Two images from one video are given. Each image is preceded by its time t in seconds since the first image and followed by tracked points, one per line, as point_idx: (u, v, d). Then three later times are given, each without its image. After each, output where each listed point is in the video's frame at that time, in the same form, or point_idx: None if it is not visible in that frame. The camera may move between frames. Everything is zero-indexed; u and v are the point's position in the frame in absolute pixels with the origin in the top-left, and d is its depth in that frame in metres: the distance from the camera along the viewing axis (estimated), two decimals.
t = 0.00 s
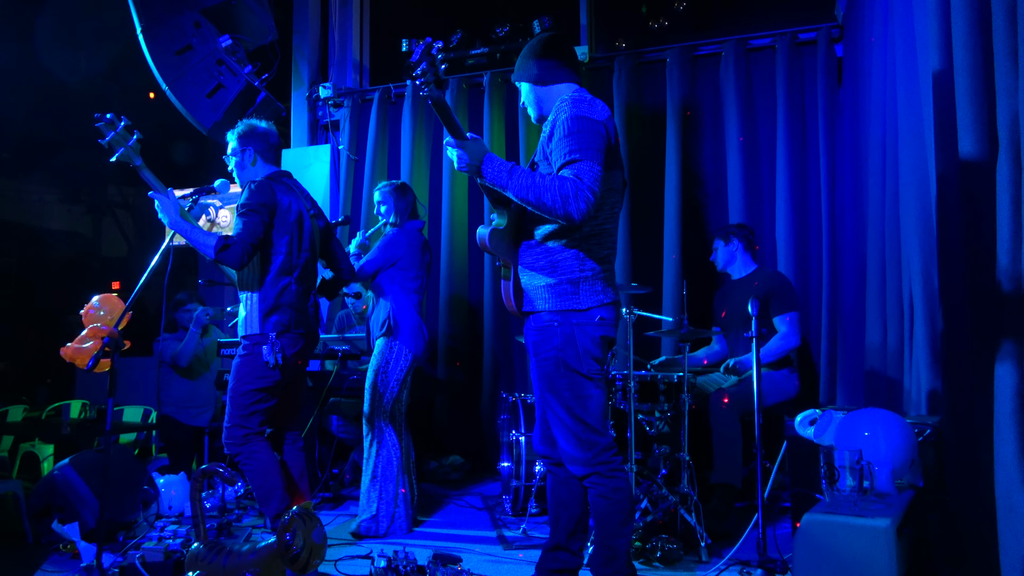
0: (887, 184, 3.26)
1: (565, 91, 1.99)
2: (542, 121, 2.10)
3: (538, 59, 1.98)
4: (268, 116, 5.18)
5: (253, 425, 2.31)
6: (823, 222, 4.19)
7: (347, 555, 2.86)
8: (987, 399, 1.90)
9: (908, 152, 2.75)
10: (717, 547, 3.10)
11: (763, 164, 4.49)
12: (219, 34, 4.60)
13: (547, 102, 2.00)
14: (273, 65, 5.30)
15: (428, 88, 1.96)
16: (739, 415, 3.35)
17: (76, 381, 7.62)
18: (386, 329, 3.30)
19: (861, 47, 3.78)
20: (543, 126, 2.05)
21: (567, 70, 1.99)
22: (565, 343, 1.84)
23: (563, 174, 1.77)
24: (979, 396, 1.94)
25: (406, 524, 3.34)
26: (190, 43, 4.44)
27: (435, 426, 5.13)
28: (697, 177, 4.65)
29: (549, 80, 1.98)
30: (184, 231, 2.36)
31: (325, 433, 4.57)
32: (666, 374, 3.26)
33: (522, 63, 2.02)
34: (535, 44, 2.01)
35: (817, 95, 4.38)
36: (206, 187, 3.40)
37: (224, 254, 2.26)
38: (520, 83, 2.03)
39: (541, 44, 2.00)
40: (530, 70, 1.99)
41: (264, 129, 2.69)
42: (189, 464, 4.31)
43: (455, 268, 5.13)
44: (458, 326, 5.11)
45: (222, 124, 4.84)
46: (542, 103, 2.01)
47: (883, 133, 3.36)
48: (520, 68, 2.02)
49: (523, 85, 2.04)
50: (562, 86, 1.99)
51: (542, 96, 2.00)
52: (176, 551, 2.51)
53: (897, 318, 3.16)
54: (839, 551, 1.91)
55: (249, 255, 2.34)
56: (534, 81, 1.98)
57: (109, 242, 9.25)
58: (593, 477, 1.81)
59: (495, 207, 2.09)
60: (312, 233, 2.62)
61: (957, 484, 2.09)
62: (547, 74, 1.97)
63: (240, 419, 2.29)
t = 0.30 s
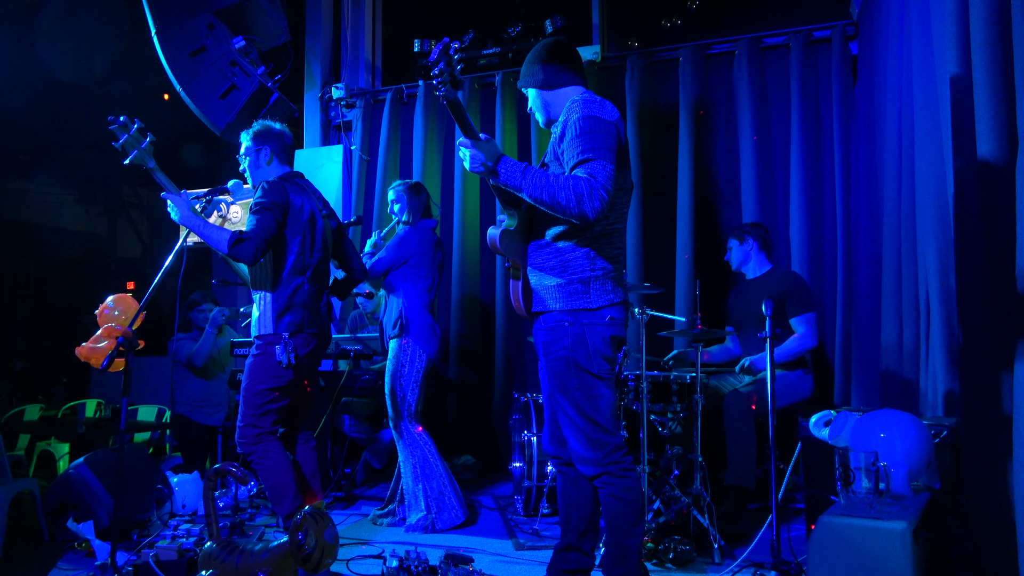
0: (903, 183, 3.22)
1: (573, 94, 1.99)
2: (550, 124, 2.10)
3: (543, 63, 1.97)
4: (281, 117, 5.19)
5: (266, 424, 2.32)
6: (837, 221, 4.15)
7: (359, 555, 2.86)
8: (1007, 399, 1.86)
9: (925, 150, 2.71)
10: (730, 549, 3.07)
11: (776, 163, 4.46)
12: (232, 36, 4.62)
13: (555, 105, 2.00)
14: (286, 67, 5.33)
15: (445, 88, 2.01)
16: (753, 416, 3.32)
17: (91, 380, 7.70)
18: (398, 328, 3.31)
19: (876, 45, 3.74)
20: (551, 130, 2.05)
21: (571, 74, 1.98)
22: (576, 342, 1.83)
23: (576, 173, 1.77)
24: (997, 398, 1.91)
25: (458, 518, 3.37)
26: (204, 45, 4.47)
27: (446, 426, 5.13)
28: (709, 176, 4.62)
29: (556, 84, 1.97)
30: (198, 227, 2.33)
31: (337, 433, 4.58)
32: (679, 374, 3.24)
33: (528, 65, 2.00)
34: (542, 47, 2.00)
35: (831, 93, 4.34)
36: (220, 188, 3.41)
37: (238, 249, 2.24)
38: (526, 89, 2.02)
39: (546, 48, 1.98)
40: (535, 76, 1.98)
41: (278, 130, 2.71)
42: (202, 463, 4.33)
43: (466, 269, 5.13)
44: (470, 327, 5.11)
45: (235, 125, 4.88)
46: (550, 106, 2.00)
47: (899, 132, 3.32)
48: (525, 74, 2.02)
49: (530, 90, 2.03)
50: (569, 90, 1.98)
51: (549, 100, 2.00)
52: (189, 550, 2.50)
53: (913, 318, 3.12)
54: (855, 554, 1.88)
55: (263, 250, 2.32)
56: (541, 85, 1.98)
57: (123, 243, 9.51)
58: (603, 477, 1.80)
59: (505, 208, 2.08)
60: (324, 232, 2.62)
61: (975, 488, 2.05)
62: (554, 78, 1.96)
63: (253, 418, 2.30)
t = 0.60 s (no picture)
0: (904, 186, 3.23)
1: (569, 98, 1.99)
2: (546, 128, 2.10)
3: (540, 68, 1.97)
4: (284, 115, 5.10)
5: (267, 423, 2.32)
6: (839, 224, 4.15)
7: (358, 554, 2.86)
8: (1008, 403, 1.85)
9: (928, 153, 2.72)
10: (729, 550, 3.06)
11: (778, 165, 4.46)
12: (235, 34, 4.63)
13: (551, 109, 2.00)
14: (288, 65, 5.33)
15: (448, 90, 2.03)
16: (753, 418, 3.32)
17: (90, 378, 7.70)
18: (405, 323, 3.32)
19: (879, 47, 3.74)
20: (547, 134, 2.05)
21: (568, 79, 1.99)
22: (576, 342, 1.83)
23: (577, 173, 1.77)
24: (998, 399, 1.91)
25: (460, 525, 3.36)
26: (206, 43, 4.50)
27: (446, 426, 5.13)
28: (711, 178, 4.62)
29: (553, 88, 1.98)
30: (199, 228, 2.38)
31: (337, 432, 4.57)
32: (679, 375, 3.24)
33: (524, 69, 2.01)
34: (538, 50, 2.00)
35: (834, 95, 4.34)
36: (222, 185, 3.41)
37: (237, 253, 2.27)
38: (522, 93, 2.03)
39: (542, 52, 1.98)
40: (531, 81, 1.99)
41: (280, 128, 2.71)
42: (202, 461, 4.33)
43: (467, 269, 5.13)
44: (470, 327, 5.11)
45: (238, 124, 4.81)
46: (546, 110, 2.01)
47: (901, 135, 3.32)
48: (521, 78, 2.02)
49: (526, 95, 2.04)
50: (566, 94, 1.99)
51: (545, 104, 2.00)
52: (189, 548, 2.50)
53: (914, 320, 3.12)
54: (855, 556, 1.88)
55: (262, 253, 2.34)
56: (537, 89, 1.98)
57: (124, 241, 9.34)
58: (602, 477, 1.80)
59: (504, 209, 2.08)
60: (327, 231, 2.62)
61: (975, 491, 2.05)
62: (550, 83, 1.97)
63: (255, 416, 2.30)
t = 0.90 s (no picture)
0: (889, 186, 3.26)
1: (549, 100, 2.00)
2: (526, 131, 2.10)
3: (520, 71, 1.97)
4: (270, 114, 5.10)
5: (253, 424, 2.29)
6: (824, 223, 4.18)
7: (345, 555, 2.84)
8: (992, 400, 1.86)
9: (912, 153, 2.74)
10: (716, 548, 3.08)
11: (765, 165, 4.48)
12: (220, 31, 4.58)
13: (532, 111, 2.01)
14: (274, 63, 5.28)
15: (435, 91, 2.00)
16: (739, 416, 3.34)
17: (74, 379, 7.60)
18: (398, 322, 3.29)
19: (864, 48, 3.77)
20: (528, 136, 2.06)
21: (548, 82, 2.00)
22: (560, 341, 1.82)
23: (563, 171, 1.78)
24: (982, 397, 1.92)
25: (447, 525, 3.33)
26: (191, 41, 4.44)
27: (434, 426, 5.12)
28: (698, 178, 4.64)
29: (533, 90, 1.98)
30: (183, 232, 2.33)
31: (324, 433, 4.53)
32: (666, 375, 3.24)
33: (503, 72, 2.01)
34: (518, 52, 2.01)
35: (819, 95, 4.37)
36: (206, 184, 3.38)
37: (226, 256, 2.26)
38: (502, 96, 2.02)
39: (522, 56, 1.98)
40: (512, 83, 1.98)
41: (264, 126, 2.68)
42: (187, 463, 4.28)
43: (454, 268, 5.12)
44: (458, 327, 5.10)
45: (223, 121, 4.78)
46: (527, 113, 2.01)
47: (886, 135, 3.35)
48: (501, 80, 2.01)
49: (505, 98, 2.03)
50: (546, 96, 2.00)
51: (526, 106, 2.00)
52: (173, 550, 2.47)
53: (899, 319, 3.15)
54: (840, 553, 1.89)
55: (250, 256, 2.34)
56: (518, 91, 1.98)
57: (107, 240, 9.30)
58: (585, 477, 1.79)
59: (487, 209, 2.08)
60: (313, 231, 2.60)
61: (960, 488, 2.07)
62: (531, 85, 1.97)
63: (240, 417, 2.28)
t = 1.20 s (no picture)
0: (892, 185, 3.25)
1: (547, 100, 2.01)
2: (524, 131, 2.11)
3: (516, 72, 1.97)
4: (270, 113, 5.10)
5: (255, 423, 2.30)
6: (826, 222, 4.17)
7: (347, 555, 2.84)
8: (996, 399, 1.85)
9: (914, 152, 2.73)
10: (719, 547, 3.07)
11: (766, 163, 4.47)
12: (220, 31, 4.58)
13: (530, 111, 2.01)
14: (275, 63, 5.28)
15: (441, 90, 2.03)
16: (739, 415, 3.34)
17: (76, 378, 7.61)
18: (401, 321, 3.29)
19: (866, 46, 3.76)
20: (526, 137, 2.06)
21: (545, 83, 2.00)
22: (556, 340, 1.83)
23: (565, 169, 1.78)
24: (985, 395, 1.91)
25: (450, 524, 3.34)
26: (191, 40, 4.45)
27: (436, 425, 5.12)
28: (699, 176, 4.63)
29: (530, 90, 1.98)
30: (202, 247, 2.40)
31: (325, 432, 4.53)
32: (668, 373, 3.24)
33: (499, 72, 2.01)
34: (514, 53, 2.01)
35: (821, 93, 4.35)
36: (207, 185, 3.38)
37: (241, 261, 2.28)
38: (500, 97, 2.02)
39: (517, 56, 1.98)
40: (510, 84, 1.98)
41: (264, 125, 2.68)
42: (189, 462, 4.28)
43: (456, 267, 5.12)
44: (459, 326, 5.10)
45: (223, 121, 4.79)
46: (525, 113, 2.02)
47: (888, 134, 3.33)
48: (498, 81, 2.01)
49: (502, 99, 2.03)
50: (544, 97, 2.00)
51: (524, 107, 2.01)
52: (176, 550, 2.48)
53: (901, 317, 3.14)
54: (843, 552, 1.89)
55: (265, 256, 2.35)
56: (514, 92, 1.98)
57: (109, 240, 9.28)
58: (578, 476, 1.79)
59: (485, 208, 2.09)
60: (314, 230, 2.60)
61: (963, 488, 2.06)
62: (528, 86, 1.97)
63: (242, 416, 2.28)
